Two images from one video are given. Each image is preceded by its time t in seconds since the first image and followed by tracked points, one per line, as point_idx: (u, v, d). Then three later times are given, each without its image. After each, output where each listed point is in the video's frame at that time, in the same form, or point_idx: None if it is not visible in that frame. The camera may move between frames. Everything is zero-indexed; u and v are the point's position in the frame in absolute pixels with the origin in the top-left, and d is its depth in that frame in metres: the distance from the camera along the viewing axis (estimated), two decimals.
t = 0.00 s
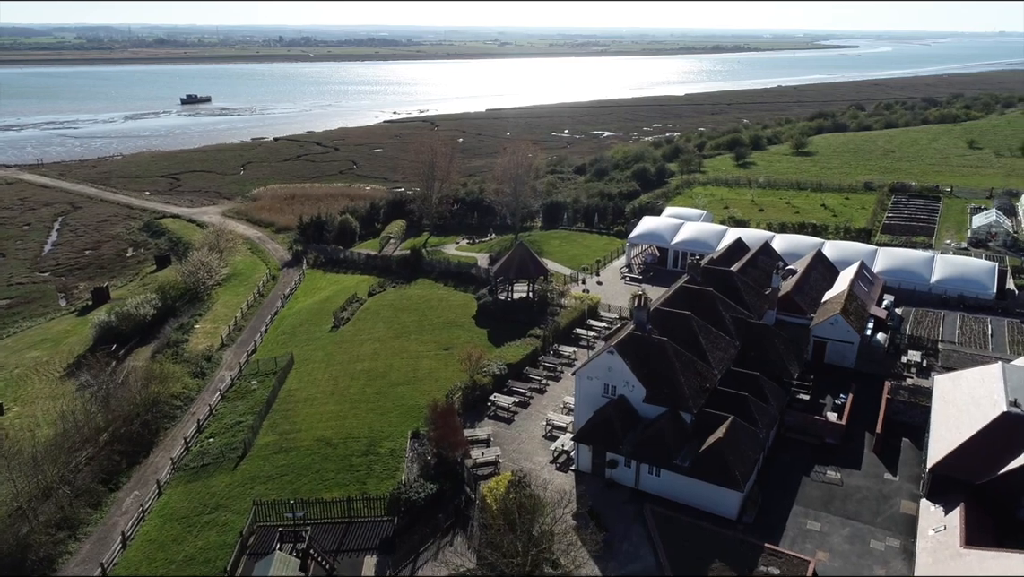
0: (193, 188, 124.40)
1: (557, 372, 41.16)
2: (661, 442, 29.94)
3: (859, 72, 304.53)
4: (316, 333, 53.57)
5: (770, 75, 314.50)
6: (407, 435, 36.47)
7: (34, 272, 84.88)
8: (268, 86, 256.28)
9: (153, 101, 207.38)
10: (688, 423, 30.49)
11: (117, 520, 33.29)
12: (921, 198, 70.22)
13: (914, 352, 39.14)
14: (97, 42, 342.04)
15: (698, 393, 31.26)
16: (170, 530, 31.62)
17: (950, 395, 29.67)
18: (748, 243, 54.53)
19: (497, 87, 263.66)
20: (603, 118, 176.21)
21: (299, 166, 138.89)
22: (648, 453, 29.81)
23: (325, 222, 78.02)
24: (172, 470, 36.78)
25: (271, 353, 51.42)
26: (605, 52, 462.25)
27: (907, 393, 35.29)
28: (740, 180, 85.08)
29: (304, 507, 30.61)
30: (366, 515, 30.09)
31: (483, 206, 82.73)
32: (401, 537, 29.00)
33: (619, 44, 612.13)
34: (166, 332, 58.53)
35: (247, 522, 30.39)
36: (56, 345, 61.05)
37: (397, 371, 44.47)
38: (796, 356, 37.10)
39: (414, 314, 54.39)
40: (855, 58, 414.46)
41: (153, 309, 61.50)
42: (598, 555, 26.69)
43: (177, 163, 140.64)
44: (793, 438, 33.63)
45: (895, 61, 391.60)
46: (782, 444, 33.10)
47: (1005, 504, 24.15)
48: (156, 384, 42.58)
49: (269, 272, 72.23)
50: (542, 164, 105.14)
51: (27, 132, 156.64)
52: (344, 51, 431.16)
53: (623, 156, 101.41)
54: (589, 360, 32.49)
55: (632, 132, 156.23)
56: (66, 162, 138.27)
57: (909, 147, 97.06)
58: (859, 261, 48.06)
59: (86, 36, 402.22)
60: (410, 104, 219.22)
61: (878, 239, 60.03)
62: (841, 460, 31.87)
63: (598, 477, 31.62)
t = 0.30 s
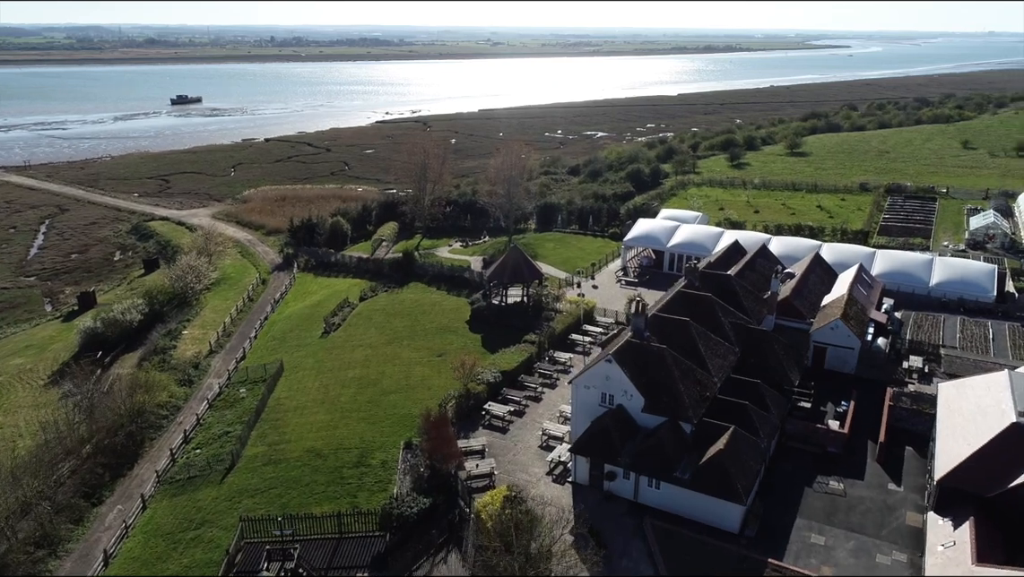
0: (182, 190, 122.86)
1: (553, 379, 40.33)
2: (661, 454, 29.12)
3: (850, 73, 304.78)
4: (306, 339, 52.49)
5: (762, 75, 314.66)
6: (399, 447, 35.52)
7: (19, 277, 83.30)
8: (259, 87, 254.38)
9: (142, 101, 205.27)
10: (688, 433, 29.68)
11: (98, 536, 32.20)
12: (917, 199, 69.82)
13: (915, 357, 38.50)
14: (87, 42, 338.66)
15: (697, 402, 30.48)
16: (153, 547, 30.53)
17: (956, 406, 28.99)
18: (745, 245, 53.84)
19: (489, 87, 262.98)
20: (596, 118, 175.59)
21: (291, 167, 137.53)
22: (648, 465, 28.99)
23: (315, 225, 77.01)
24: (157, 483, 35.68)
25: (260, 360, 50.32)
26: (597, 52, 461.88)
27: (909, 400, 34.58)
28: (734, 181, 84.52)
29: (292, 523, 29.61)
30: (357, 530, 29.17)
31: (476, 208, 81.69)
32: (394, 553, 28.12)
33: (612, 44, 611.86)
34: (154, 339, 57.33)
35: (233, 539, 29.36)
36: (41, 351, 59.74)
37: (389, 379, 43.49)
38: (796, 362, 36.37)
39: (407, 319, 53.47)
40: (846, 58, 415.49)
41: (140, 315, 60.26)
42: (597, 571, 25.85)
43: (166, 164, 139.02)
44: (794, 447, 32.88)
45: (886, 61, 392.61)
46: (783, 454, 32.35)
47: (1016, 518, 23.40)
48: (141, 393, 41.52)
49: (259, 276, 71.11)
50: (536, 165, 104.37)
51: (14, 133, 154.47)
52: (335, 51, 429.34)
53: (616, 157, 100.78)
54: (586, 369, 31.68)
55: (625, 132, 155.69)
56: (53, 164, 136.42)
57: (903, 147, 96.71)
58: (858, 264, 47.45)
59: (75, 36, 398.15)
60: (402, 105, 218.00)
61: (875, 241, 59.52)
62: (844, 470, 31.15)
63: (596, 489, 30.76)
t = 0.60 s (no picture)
0: (172, 192, 121.43)
1: (550, 387, 39.46)
2: (662, 466, 28.32)
3: (843, 73, 304.76)
4: (297, 345, 51.43)
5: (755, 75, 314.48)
6: (392, 458, 34.55)
7: (5, 281, 81.86)
8: (251, 87, 252.57)
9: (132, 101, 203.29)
10: (689, 444, 28.89)
11: (81, 553, 31.12)
12: (915, 201, 69.32)
13: (919, 363, 37.81)
14: (77, 42, 335.78)
15: (698, 412, 29.71)
16: (138, 565, 29.49)
17: (963, 416, 28.24)
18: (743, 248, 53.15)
19: (483, 87, 262.04)
20: (590, 119, 174.93)
21: (283, 168, 136.23)
22: (648, 478, 28.20)
23: (307, 228, 75.99)
24: (143, 497, 34.60)
25: (250, 367, 49.23)
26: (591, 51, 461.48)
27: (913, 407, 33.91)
28: (730, 182, 83.91)
29: (281, 540, 28.62)
30: (349, 546, 28.28)
31: (470, 210, 80.56)
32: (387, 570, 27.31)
33: (605, 43, 611.19)
34: (142, 345, 56.17)
35: (220, 557, 28.37)
36: (26, 358, 58.48)
37: (382, 387, 42.48)
38: (798, 369, 35.62)
39: (400, 325, 52.48)
40: (838, 58, 416.06)
41: (128, 320, 59.17)
42: None
43: (157, 165, 137.45)
44: (797, 457, 32.12)
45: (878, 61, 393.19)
46: (786, 464, 31.60)
47: None
48: (127, 404, 40.45)
49: (250, 279, 70.04)
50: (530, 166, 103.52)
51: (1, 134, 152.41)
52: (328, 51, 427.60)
53: (611, 158, 100.06)
54: (584, 379, 30.85)
55: (619, 132, 155.10)
56: (42, 165, 134.60)
57: (899, 148, 96.29)
58: (858, 267, 46.78)
59: (65, 36, 393.81)
60: (395, 105, 216.80)
61: (874, 244, 58.94)
62: (849, 481, 30.43)
63: (595, 503, 29.94)
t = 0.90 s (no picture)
0: (164, 194, 120.01)
1: (546, 395, 38.64)
2: (663, 479, 27.55)
3: (837, 73, 304.33)
4: (288, 352, 50.41)
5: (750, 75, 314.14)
6: (385, 470, 33.60)
7: None
8: (244, 87, 250.78)
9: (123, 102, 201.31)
10: (691, 456, 28.08)
11: (62, 571, 30.11)
12: (913, 202, 68.75)
13: (922, 369, 37.12)
14: (69, 42, 332.95)
15: (700, 423, 28.93)
16: None
17: (971, 427, 27.60)
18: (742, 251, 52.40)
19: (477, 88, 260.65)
20: (586, 119, 174.08)
21: (276, 170, 134.92)
22: (649, 491, 27.42)
23: (299, 231, 75.08)
24: (128, 511, 33.58)
25: (240, 374, 48.16)
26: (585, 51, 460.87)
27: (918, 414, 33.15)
28: (727, 183, 83.22)
29: (270, 557, 27.72)
30: (340, 564, 27.47)
31: (464, 211, 79.30)
32: None
33: (599, 43, 610.97)
34: (130, 352, 55.02)
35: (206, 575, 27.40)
36: (11, 365, 57.20)
37: (376, 396, 41.54)
38: (800, 377, 34.85)
39: (393, 330, 51.53)
40: (832, 58, 416.16)
41: (116, 327, 58.02)
42: None
43: (148, 167, 135.94)
44: (801, 468, 31.32)
45: (872, 62, 393.34)
46: (790, 475, 30.83)
47: None
48: (111, 415, 39.42)
49: (241, 283, 68.97)
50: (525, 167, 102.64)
51: None
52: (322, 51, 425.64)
53: (607, 159, 99.24)
54: (583, 389, 30.05)
55: (614, 133, 154.36)
56: (31, 166, 132.81)
57: (896, 148, 95.74)
58: (858, 271, 46.12)
59: (56, 36, 389.99)
60: (389, 105, 215.55)
61: (873, 246, 58.28)
62: (855, 493, 29.66)
63: (595, 517, 29.12)
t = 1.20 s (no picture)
0: (155, 196, 118.66)
1: (544, 403, 37.78)
2: (665, 493, 26.73)
3: (831, 73, 304.16)
4: (280, 358, 49.38)
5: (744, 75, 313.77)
6: (379, 483, 32.66)
7: None
8: (237, 87, 249.05)
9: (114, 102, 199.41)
10: (694, 468, 27.27)
11: None
12: (912, 203, 68.19)
13: (926, 376, 36.45)
14: (59, 41, 330.05)
15: (703, 434, 28.12)
16: None
17: (981, 436, 27.02)
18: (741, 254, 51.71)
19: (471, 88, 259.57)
20: (581, 119, 173.38)
21: (268, 171, 133.66)
22: (651, 505, 26.59)
23: (292, 233, 74.30)
24: (112, 526, 32.55)
25: (230, 382, 47.10)
26: (580, 51, 460.23)
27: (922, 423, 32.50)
28: (725, 184, 82.54)
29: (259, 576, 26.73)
30: None
31: (459, 214, 78.75)
32: None
33: (593, 43, 610.39)
34: (119, 359, 53.91)
35: None
36: None
37: (369, 404, 40.61)
38: (804, 384, 34.10)
39: (387, 335, 50.56)
40: (826, 58, 416.35)
41: (104, 332, 56.87)
42: None
43: (140, 167, 134.46)
44: (806, 479, 30.55)
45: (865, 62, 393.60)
46: (794, 486, 30.07)
47: None
48: (97, 426, 38.36)
49: (232, 287, 67.88)
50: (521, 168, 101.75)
51: None
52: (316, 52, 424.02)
53: (603, 160, 98.47)
54: (581, 399, 29.17)
55: (609, 133, 153.75)
56: (19, 167, 131.09)
57: (893, 149, 95.24)
58: (859, 274, 45.44)
59: (48, 37, 386.58)
60: (383, 106, 214.41)
61: (872, 248, 57.68)
62: (861, 504, 28.94)
63: (595, 531, 28.31)
